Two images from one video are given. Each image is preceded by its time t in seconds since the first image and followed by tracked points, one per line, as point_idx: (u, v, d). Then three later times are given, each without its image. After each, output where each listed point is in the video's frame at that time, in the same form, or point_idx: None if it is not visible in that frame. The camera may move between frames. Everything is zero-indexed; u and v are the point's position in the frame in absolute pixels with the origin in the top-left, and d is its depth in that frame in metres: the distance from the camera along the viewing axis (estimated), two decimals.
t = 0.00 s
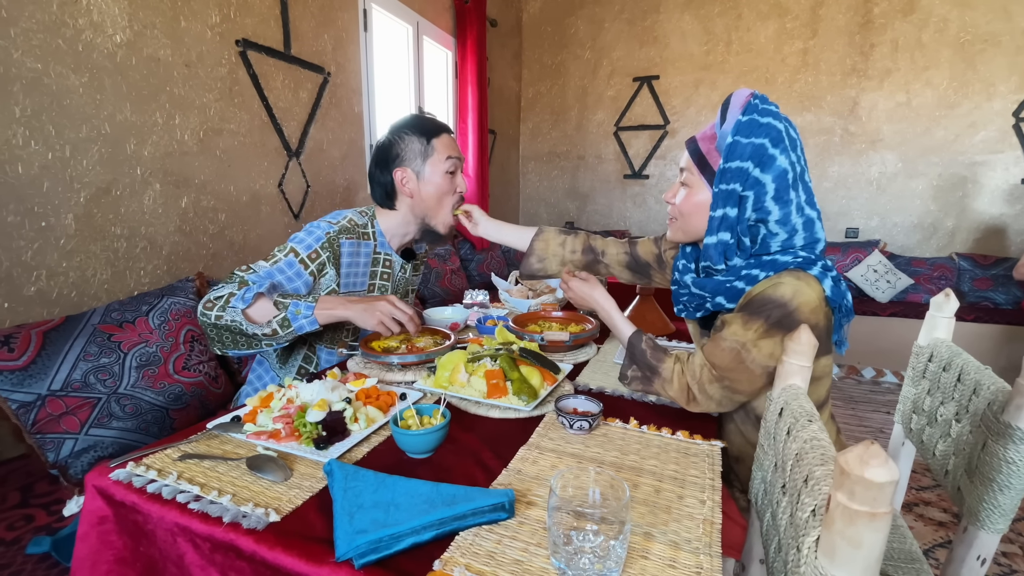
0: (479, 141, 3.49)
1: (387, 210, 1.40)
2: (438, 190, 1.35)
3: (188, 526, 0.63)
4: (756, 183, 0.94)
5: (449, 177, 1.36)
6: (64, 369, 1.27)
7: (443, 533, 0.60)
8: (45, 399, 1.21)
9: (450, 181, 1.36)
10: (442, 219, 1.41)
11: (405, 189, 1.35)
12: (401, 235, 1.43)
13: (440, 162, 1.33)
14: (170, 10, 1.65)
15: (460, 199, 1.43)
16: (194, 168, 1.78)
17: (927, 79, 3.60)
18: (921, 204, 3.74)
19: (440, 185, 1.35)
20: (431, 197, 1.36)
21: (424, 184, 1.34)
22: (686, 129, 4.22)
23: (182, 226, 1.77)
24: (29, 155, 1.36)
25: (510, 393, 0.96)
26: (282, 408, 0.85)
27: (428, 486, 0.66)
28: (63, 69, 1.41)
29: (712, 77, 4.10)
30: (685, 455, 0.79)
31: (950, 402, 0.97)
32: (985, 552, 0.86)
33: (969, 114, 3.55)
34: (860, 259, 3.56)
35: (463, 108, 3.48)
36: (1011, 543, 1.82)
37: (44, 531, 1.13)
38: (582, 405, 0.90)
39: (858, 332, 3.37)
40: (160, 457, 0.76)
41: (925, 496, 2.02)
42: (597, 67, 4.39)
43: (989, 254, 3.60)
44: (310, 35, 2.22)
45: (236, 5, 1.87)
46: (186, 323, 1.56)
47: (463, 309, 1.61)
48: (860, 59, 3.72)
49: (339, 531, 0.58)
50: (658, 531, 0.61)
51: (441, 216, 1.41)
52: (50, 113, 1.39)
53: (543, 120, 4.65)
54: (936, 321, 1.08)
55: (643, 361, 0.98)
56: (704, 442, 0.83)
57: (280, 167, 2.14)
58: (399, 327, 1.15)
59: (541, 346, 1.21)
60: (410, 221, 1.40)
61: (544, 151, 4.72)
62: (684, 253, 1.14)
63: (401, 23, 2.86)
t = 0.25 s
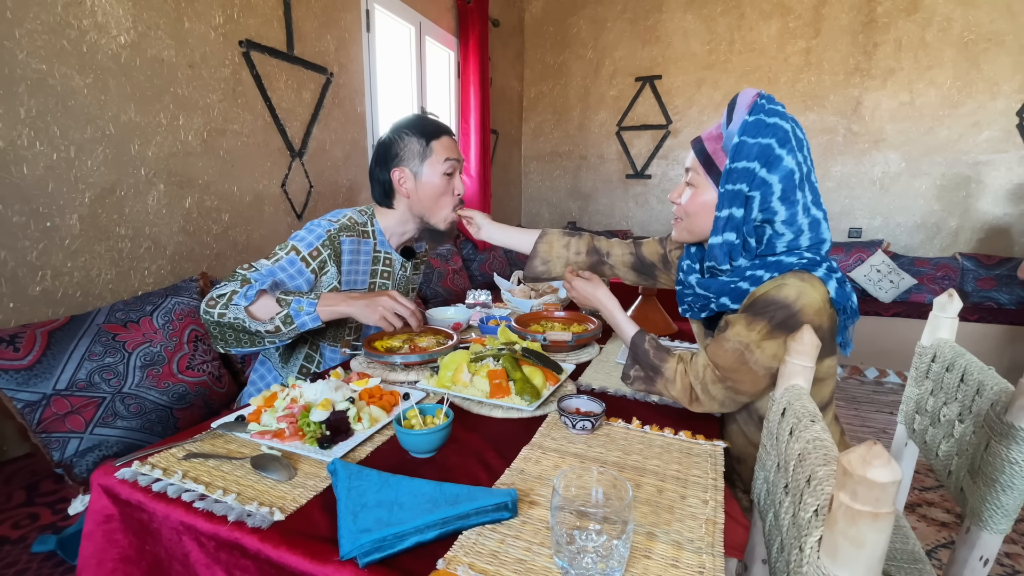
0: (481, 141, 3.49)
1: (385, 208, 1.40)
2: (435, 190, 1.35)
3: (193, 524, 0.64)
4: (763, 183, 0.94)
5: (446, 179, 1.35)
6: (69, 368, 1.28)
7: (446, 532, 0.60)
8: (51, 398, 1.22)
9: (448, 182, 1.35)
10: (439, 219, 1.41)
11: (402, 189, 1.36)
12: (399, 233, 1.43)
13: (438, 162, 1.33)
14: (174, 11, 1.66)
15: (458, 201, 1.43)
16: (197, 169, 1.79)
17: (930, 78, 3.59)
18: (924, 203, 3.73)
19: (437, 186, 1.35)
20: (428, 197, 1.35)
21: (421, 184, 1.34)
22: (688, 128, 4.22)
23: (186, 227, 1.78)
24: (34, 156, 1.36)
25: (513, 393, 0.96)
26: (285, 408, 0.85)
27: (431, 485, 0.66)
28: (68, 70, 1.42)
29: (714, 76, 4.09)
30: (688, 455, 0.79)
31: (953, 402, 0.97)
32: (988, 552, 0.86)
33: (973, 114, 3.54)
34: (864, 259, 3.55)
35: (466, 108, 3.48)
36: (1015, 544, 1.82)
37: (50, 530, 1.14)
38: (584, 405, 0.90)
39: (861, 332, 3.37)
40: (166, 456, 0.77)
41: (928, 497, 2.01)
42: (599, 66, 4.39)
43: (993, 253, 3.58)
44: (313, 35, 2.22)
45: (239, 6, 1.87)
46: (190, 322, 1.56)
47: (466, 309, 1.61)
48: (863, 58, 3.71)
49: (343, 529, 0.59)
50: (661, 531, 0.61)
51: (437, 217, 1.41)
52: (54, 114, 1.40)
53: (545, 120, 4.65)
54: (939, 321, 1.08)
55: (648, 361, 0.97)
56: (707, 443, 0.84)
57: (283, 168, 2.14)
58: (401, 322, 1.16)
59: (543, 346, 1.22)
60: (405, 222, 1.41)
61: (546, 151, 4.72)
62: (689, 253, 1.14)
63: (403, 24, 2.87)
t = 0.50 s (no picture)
0: (484, 141, 3.49)
1: (376, 203, 1.43)
2: (419, 185, 1.36)
3: (197, 523, 0.64)
4: (782, 180, 0.93)
5: (430, 175, 1.36)
6: (74, 367, 1.29)
7: (449, 531, 0.60)
8: (56, 397, 1.23)
9: (432, 178, 1.36)
10: (427, 216, 1.41)
11: (389, 183, 1.38)
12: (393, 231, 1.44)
13: (422, 158, 1.35)
14: (178, 12, 1.67)
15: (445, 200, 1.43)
16: (201, 169, 1.80)
17: (935, 77, 3.58)
18: (929, 203, 3.71)
19: (422, 181, 1.36)
20: (413, 192, 1.36)
21: (407, 179, 1.36)
22: (691, 128, 4.21)
23: (190, 227, 1.79)
24: (39, 156, 1.37)
25: (515, 393, 0.96)
26: (288, 407, 0.86)
27: (433, 485, 0.66)
28: (73, 71, 1.42)
29: (717, 76, 4.08)
30: (690, 455, 0.79)
31: (957, 403, 0.97)
32: (992, 554, 0.86)
33: (978, 113, 3.52)
34: (867, 259, 3.54)
35: (468, 108, 3.49)
36: (1019, 546, 1.81)
37: (55, 527, 1.15)
38: (587, 405, 0.90)
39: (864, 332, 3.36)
40: (169, 454, 0.77)
41: (932, 498, 2.00)
42: (602, 66, 4.39)
43: (998, 254, 3.57)
44: (316, 36, 2.23)
45: (243, 6, 1.88)
46: (193, 322, 1.57)
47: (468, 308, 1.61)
48: (867, 58, 3.69)
49: (346, 528, 0.59)
50: (663, 531, 0.62)
51: (423, 214, 1.41)
52: (59, 115, 1.40)
53: (548, 120, 4.65)
54: (943, 321, 1.07)
55: (650, 360, 0.98)
56: (709, 442, 0.84)
57: (286, 168, 2.15)
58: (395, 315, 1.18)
59: (546, 346, 1.22)
60: (393, 219, 1.43)
61: (548, 151, 4.72)
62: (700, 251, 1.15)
63: (406, 24, 2.87)
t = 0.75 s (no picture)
0: (487, 141, 3.49)
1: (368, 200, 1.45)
2: (402, 181, 1.34)
3: (202, 521, 0.65)
4: (832, 174, 0.90)
5: (411, 171, 1.34)
6: (80, 367, 1.29)
7: (453, 531, 0.60)
8: (62, 396, 1.24)
9: (414, 174, 1.34)
10: (414, 211, 1.38)
11: (376, 181, 1.38)
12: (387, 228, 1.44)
13: (404, 153, 1.33)
14: (183, 13, 1.68)
15: (432, 197, 1.39)
16: (206, 169, 1.81)
17: (940, 76, 3.56)
18: (935, 203, 3.69)
19: (405, 177, 1.34)
20: (396, 189, 1.35)
21: (391, 175, 1.34)
22: (695, 128, 4.20)
23: (195, 227, 1.79)
24: (46, 157, 1.38)
25: (518, 393, 0.97)
26: (293, 406, 0.86)
27: (437, 484, 0.66)
28: (79, 72, 1.43)
29: (721, 75, 4.07)
30: (694, 456, 0.79)
31: (963, 404, 0.96)
32: (999, 556, 0.85)
33: (984, 112, 3.50)
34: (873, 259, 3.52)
35: (472, 108, 3.49)
36: None
37: (61, 526, 1.15)
38: (590, 405, 0.90)
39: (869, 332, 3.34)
40: (175, 453, 0.78)
41: (938, 499, 1.99)
42: (606, 66, 4.38)
43: (1004, 254, 3.54)
44: (320, 36, 2.23)
45: (248, 8, 1.89)
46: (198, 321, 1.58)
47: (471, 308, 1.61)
48: (872, 57, 3.67)
49: (350, 528, 0.59)
50: (667, 531, 0.61)
51: (408, 211, 1.38)
52: (66, 116, 1.41)
53: (551, 120, 4.65)
54: (949, 322, 1.07)
55: (664, 361, 0.96)
56: (713, 443, 0.83)
57: (290, 168, 2.15)
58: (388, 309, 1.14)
59: (549, 346, 1.22)
60: (382, 216, 1.42)
61: (552, 151, 4.72)
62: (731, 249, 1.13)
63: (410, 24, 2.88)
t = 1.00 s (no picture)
0: (491, 142, 3.49)
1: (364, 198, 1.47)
2: (389, 180, 1.35)
3: (209, 519, 0.65)
4: (890, 173, 0.89)
5: (399, 169, 1.35)
6: (88, 366, 1.31)
7: (457, 529, 0.61)
8: (71, 395, 1.25)
9: (402, 172, 1.35)
10: (402, 210, 1.39)
11: (367, 179, 1.41)
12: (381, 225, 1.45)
13: (392, 151, 1.34)
14: (190, 16, 1.69)
15: (420, 195, 1.39)
16: (212, 170, 1.82)
17: (947, 75, 3.54)
18: (942, 202, 3.67)
19: (393, 176, 1.35)
20: (384, 186, 1.36)
21: (380, 174, 1.36)
22: (700, 128, 4.20)
23: (201, 227, 1.81)
24: (55, 159, 1.40)
25: (522, 392, 0.97)
26: (298, 405, 0.87)
27: (441, 483, 0.67)
28: (88, 74, 1.45)
29: (726, 75, 4.06)
30: (698, 456, 0.79)
31: (969, 404, 0.96)
32: (1005, 557, 0.85)
33: (991, 111, 3.48)
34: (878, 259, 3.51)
35: (476, 108, 3.50)
36: None
37: (70, 523, 1.17)
38: (594, 405, 0.90)
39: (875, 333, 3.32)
40: (182, 452, 0.78)
41: (945, 501, 1.98)
42: (610, 66, 4.38)
43: (1012, 254, 3.52)
44: (326, 38, 2.25)
45: (254, 10, 1.90)
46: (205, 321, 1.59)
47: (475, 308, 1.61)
48: (878, 56, 3.66)
49: (355, 525, 0.60)
50: (670, 530, 0.62)
51: (398, 209, 1.39)
52: (75, 118, 1.43)
53: (555, 120, 4.65)
54: (955, 323, 1.07)
55: (692, 354, 0.93)
56: (717, 443, 0.83)
57: (296, 168, 2.17)
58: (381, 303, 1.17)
59: (553, 346, 1.22)
60: (375, 214, 1.44)
61: (556, 151, 4.72)
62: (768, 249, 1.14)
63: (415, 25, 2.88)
